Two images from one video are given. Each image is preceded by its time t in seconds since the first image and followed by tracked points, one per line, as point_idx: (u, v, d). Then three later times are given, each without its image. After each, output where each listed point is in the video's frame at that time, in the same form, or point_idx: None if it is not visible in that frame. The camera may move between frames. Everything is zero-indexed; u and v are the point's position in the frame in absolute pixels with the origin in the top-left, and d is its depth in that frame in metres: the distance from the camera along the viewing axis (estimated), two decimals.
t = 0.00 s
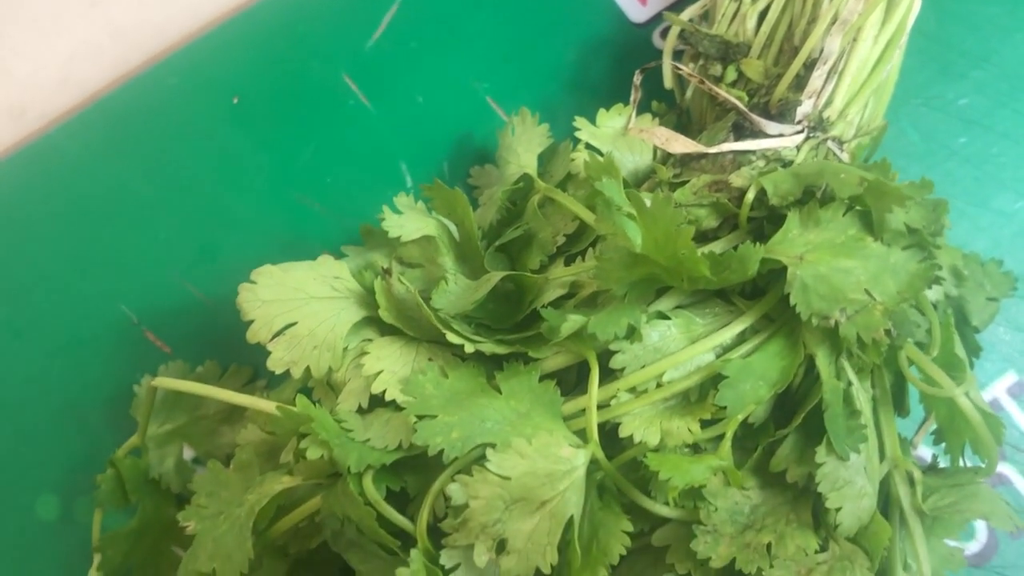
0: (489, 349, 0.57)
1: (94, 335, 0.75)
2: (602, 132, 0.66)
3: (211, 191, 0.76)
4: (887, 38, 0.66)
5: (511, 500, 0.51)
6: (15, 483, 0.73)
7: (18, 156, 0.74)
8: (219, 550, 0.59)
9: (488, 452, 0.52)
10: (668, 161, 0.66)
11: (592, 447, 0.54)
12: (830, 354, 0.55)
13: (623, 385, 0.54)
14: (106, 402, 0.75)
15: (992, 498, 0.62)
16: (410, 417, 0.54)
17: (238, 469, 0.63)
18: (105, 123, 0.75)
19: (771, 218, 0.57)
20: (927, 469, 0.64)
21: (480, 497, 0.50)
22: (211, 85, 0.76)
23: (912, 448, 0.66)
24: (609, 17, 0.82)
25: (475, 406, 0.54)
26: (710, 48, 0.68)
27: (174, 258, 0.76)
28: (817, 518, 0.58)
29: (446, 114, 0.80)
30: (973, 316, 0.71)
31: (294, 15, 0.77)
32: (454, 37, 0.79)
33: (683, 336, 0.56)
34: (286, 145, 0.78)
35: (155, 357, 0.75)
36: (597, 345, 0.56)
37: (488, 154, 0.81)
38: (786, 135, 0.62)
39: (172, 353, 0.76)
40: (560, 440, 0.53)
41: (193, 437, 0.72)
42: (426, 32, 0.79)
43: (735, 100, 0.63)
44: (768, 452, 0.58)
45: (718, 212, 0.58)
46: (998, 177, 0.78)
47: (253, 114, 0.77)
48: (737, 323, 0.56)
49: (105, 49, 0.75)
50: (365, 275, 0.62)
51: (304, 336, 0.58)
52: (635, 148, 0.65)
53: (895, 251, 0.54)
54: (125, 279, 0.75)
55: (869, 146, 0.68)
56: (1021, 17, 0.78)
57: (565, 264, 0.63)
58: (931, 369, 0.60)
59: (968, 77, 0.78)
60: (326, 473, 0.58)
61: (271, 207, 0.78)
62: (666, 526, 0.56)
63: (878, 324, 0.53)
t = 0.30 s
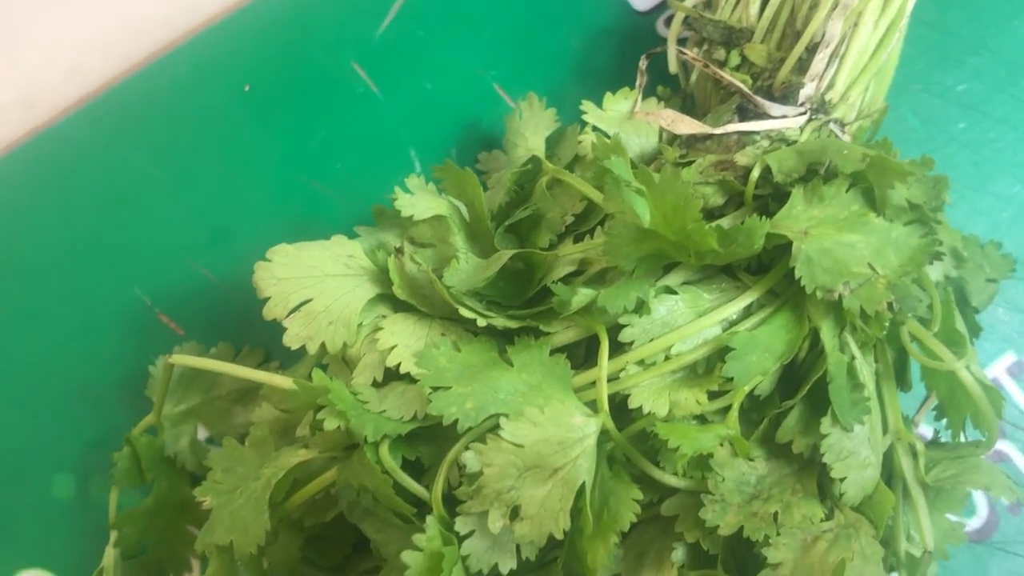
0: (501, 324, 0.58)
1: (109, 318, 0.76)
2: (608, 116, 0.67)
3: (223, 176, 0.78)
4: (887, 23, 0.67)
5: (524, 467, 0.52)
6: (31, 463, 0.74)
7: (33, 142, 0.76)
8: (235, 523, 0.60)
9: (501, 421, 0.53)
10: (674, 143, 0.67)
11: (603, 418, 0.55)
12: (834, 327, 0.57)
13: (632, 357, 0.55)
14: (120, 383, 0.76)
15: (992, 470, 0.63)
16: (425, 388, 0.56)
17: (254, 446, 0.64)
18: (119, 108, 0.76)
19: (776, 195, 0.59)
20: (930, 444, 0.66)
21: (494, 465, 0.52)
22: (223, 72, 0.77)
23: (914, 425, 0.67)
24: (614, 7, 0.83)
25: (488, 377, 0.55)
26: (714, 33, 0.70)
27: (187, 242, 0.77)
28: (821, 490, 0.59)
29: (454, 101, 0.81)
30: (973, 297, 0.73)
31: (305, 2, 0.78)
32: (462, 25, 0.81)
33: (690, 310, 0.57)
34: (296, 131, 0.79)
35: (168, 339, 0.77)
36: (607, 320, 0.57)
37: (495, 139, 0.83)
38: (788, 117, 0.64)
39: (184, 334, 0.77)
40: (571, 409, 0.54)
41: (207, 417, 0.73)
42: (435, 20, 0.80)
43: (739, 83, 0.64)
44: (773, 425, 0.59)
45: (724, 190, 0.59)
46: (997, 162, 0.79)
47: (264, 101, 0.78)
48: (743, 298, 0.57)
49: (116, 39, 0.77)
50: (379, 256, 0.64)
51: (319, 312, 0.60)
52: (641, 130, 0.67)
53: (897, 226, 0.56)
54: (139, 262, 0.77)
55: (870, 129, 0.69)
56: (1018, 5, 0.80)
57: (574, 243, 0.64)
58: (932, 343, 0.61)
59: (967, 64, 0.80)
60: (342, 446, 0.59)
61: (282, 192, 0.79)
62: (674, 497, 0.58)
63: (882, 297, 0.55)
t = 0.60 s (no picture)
0: (527, 283, 0.59)
1: (133, 288, 0.77)
2: (628, 86, 0.68)
3: (246, 149, 0.79)
4: None
5: (553, 419, 0.53)
6: (57, 430, 0.75)
7: (58, 116, 0.77)
8: (264, 482, 0.61)
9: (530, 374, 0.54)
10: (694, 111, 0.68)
11: (626, 376, 0.56)
12: (855, 287, 0.58)
13: (657, 315, 0.56)
14: (143, 352, 0.77)
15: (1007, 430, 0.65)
16: (454, 344, 0.57)
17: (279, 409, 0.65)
18: (143, 82, 0.77)
19: (797, 157, 0.60)
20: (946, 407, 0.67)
21: (523, 417, 0.53)
22: (246, 47, 0.79)
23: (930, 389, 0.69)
24: None
25: (514, 335, 0.56)
26: (733, 5, 0.71)
27: (210, 213, 0.78)
28: (841, 448, 0.60)
29: (473, 75, 0.82)
30: (986, 266, 0.74)
31: None
32: None
33: (712, 270, 0.58)
34: (318, 105, 0.80)
35: (192, 308, 0.78)
36: (631, 280, 0.58)
37: (514, 113, 0.83)
38: (806, 85, 0.65)
39: (208, 304, 0.78)
40: (598, 363, 0.55)
41: (231, 384, 0.74)
42: None
43: (758, 51, 0.66)
44: (794, 382, 0.60)
45: (745, 153, 0.60)
46: (1007, 136, 0.80)
47: (286, 75, 0.79)
48: (764, 257, 0.58)
49: (140, 16, 0.78)
50: (404, 220, 0.65)
51: (348, 274, 0.61)
52: (660, 100, 0.67)
53: (915, 186, 0.57)
54: (163, 233, 0.78)
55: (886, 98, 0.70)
56: None
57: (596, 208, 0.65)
58: (950, 305, 0.62)
59: (978, 39, 0.81)
60: (370, 403, 0.60)
61: (303, 164, 0.80)
62: (696, 454, 0.59)
63: (901, 255, 0.56)
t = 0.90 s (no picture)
0: (545, 252, 0.61)
1: (156, 264, 0.79)
2: (642, 66, 0.71)
3: (267, 129, 0.81)
4: None
5: (572, 379, 0.55)
6: (82, 401, 0.77)
7: (83, 97, 0.79)
8: (288, 446, 0.63)
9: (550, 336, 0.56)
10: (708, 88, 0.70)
11: (642, 341, 0.57)
12: (864, 256, 0.60)
13: (673, 282, 0.58)
14: (167, 326, 0.79)
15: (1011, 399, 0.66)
16: (475, 309, 0.58)
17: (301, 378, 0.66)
18: (166, 65, 0.79)
19: (807, 131, 0.62)
20: (951, 378, 0.69)
21: (544, 378, 0.55)
22: (267, 30, 0.80)
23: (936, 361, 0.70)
24: None
25: (533, 301, 0.58)
26: None
27: (232, 191, 0.80)
28: (851, 415, 0.62)
29: (489, 58, 0.83)
30: (990, 245, 0.76)
31: None
32: None
33: (726, 240, 0.60)
34: (337, 87, 0.82)
35: (214, 283, 0.80)
36: (647, 249, 0.59)
37: (529, 94, 0.85)
38: (816, 64, 0.67)
39: (230, 279, 0.80)
40: (616, 325, 0.57)
41: (251, 357, 0.76)
42: None
43: (769, 32, 0.67)
44: (805, 349, 0.62)
45: (758, 127, 0.62)
46: (1011, 120, 0.82)
47: (306, 58, 0.81)
48: (777, 227, 0.60)
49: None
50: (425, 192, 0.66)
51: (372, 244, 0.63)
52: (674, 80, 0.68)
53: (923, 159, 0.59)
54: (186, 211, 0.80)
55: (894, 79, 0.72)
56: None
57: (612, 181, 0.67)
58: (956, 277, 0.64)
59: (983, 25, 0.83)
60: (392, 368, 0.61)
61: (323, 145, 0.82)
62: (709, 420, 0.60)
63: (909, 224, 0.57)
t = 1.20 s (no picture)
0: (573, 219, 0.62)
1: (187, 236, 0.81)
2: (665, 44, 0.72)
3: (294, 106, 0.83)
4: None
5: (601, 337, 0.57)
6: (113, 369, 0.79)
7: (115, 73, 0.81)
8: (321, 407, 0.65)
9: (579, 297, 0.58)
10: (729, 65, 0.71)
11: (668, 303, 0.59)
12: (882, 224, 0.62)
13: (697, 248, 0.60)
14: (196, 297, 0.81)
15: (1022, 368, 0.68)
16: (506, 272, 0.60)
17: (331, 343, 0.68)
18: (196, 42, 0.81)
19: (826, 105, 0.64)
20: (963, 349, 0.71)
21: (573, 336, 0.57)
22: (295, 11, 0.82)
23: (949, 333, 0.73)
24: None
25: (562, 264, 0.59)
26: None
27: (261, 166, 0.82)
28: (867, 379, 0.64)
29: (512, 38, 0.84)
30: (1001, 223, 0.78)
31: None
32: None
33: (748, 208, 0.62)
34: (363, 66, 0.83)
35: (242, 256, 0.82)
36: (671, 216, 0.61)
37: (551, 75, 0.86)
38: (834, 42, 0.69)
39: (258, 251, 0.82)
40: (643, 286, 0.58)
41: (279, 327, 0.78)
42: None
43: (788, 12, 0.69)
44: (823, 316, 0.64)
45: (779, 100, 0.64)
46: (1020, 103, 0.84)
47: (333, 38, 0.83)
48: (797, 196, 0.62)
49: None
50: (453, 163, 0.68)
51: (403, 211, 0.65)
52: (695, 58, 0.71)
53: (940, 131, 0.61)
54: (216, 185, 0.82)
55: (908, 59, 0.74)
56: None
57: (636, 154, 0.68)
58: (971, 249, 0.66)
59: (994, 11, 0.85)
60: (423, 330, 0.63)
61: (349, 122, 0.83)
62: (731, 383, 0.62)
63: (926, 193, 0.59)
